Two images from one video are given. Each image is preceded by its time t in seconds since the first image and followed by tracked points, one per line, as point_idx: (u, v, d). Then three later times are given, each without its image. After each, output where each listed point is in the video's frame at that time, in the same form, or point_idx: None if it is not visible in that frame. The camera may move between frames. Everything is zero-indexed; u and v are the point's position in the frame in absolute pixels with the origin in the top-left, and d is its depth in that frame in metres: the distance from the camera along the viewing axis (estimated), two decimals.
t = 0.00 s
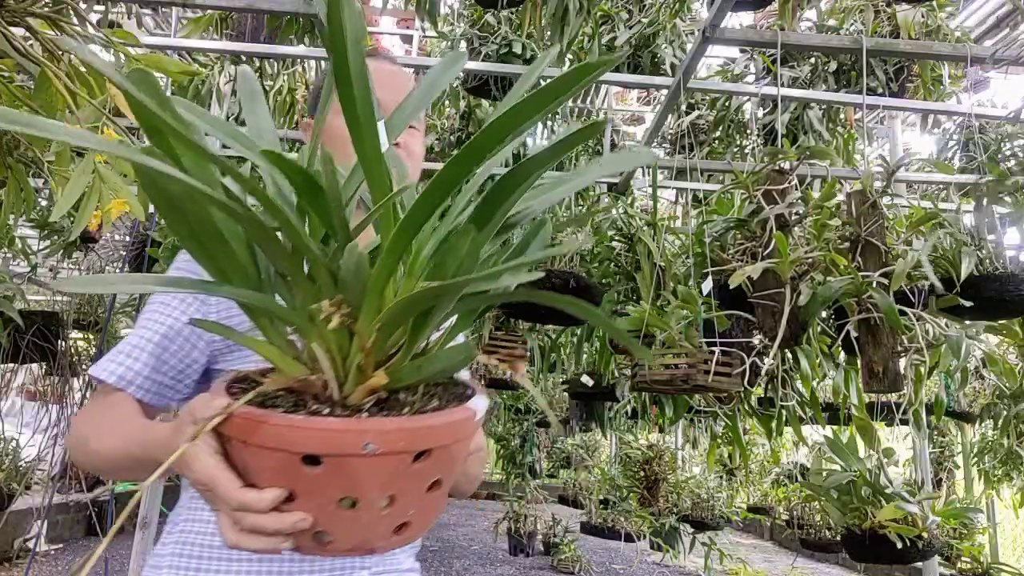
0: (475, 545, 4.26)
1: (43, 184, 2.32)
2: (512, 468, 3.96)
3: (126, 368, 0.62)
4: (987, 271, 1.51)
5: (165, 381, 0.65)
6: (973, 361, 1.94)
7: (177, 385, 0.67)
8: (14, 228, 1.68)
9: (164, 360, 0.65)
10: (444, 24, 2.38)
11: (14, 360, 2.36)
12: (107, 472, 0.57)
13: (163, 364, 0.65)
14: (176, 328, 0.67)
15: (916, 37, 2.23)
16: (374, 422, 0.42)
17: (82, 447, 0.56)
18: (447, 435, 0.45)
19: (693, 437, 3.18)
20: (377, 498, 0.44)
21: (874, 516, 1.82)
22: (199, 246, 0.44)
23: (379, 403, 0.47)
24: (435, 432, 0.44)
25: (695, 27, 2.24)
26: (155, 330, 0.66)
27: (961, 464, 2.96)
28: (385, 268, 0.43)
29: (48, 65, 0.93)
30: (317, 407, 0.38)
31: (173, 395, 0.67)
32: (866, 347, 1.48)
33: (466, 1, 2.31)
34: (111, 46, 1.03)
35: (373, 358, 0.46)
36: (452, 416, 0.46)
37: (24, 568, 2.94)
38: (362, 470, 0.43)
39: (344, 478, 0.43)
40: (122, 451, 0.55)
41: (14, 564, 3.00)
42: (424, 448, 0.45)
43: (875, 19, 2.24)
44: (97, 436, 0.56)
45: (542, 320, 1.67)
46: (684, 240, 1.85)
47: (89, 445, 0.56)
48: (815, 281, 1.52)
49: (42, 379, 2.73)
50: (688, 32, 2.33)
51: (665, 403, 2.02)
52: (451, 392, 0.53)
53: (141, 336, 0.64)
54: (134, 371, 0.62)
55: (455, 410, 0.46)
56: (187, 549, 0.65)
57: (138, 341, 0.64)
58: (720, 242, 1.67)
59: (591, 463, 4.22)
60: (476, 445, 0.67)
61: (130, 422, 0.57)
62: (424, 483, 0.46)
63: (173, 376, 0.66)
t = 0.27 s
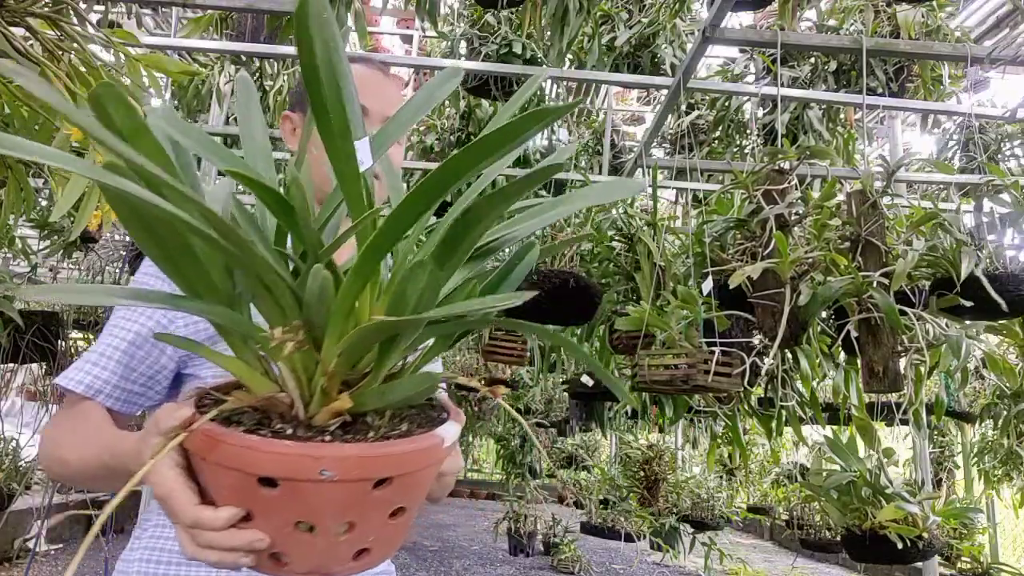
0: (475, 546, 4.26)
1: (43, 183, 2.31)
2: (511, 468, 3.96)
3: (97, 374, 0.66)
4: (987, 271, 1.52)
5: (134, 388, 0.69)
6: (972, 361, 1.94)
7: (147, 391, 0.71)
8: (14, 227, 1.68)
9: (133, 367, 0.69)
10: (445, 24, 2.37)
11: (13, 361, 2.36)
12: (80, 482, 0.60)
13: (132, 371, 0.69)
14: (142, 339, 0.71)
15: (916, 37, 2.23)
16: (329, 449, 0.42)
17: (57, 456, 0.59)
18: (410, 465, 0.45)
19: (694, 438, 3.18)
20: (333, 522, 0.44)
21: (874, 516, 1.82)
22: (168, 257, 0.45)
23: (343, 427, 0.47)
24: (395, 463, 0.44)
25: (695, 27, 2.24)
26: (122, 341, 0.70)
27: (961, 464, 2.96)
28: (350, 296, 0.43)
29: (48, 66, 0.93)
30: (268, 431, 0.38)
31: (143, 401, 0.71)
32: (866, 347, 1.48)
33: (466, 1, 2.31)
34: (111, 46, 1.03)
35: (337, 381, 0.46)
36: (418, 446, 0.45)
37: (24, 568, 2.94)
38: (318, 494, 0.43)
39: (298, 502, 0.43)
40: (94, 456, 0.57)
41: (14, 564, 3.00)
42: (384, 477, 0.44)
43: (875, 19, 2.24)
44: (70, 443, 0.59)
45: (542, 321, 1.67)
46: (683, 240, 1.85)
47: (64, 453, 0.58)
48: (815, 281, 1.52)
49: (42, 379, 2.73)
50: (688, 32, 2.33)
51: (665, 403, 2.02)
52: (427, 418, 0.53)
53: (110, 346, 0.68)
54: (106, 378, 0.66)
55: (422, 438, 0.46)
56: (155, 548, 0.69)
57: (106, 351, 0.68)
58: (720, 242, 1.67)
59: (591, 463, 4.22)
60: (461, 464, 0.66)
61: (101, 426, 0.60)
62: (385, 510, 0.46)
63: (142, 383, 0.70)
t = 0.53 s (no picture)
0: (475, 546, 4.25)
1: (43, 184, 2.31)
2: (511, 469, 3.96)
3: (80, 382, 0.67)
4: (987, 271, 1.52)
5: (120, 388, 0.70)
6: (972, 361, 1.94)
7: (135, 386, 0.72)
8: (14, 228, 1.68)
9: (118, 369, 0.70)
10: (445, 24, 2.38)
11: (13, 361, 2.36)
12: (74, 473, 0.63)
13: (117, 373, 0.70)
14: (126, 337, 0.71)
15: (916, 37, 2.23)
16: (303, 452, 0.42)
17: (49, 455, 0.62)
18: (385, 475, 0.44)
19: (694, 438, 3.18)
20: (305, 519, 0.45)
21: (874, 516, 1.82)
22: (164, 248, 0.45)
23: (326, 428, 0.47)
24: (368, 473, 0.43)
25: (695, 27, 2.24)
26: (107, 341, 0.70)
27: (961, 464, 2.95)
28: (323, 309, 0.43)
29: (49, 65, 0.93)
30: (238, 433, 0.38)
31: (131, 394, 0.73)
32: (866, 347, 1.48)
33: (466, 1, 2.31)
34: (111, 46, 1.03)
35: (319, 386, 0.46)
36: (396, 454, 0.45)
37: (24, 568, 2.94)
38: (290, 493, 0.43)
39: (273, 499, 0.44)
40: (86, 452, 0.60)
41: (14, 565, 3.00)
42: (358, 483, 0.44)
43: (875, 19, 2.24)
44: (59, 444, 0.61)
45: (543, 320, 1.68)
46: (683, 240, 1.85)
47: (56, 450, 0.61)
48: (815, 281, 1.52)
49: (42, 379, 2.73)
50: (688, 32, 2.33)
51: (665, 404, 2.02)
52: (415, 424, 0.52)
53: (92, 350, 0.68)
54: (90, 385, 0.67)
55: (401, 449, 0.45)
56: (147, 549, 0.71)
57: (90, 355, 0.68)
58: (720, 242, 1.67)
59: (591, 463, 4.22)
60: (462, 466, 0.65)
61: (89, 428, 0.62)
62: (359, 514, 0.46)
63: (127, 382, 0.71)
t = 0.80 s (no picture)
0: (475, 545, 4.26)
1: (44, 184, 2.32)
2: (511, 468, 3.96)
3: (82, 380, 0.66)
4: (987, 271, 1.52)
5: (122, 388, 0.71)
6: (973, 361, 1.94)
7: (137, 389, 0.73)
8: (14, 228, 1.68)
9: (120, 370, 0.70)
10: (445, 24, 2.38)
11: (14, 361, 2.36)
12: (72, 471, 0.62)
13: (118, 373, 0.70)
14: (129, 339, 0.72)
15: (916, 37, 2.23)
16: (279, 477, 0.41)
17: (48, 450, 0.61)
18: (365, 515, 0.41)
19: (693, 438, 3.19)
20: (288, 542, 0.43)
21: (874, 516, 1.81)
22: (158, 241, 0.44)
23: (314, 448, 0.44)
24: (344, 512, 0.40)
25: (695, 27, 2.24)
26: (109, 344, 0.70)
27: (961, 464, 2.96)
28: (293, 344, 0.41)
29: (48, 65, 0.93)
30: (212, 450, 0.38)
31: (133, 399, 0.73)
32: (866, 347, 1.48)
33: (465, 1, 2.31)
34: (111, 46, 1.03)
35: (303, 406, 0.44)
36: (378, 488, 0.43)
37: (24, 568, 2.94)
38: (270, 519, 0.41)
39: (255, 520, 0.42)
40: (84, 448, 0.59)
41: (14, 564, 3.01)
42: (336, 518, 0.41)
43: (875, 20, 2.24)
44: (60, 439, 0.61)
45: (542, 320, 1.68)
46: (684, 240, 1.85)
47: (56, 445, 0.60)
48: (815, 281, 1.52)
49: (42, 379, 2.73)
50: (688, 32, 2.33)
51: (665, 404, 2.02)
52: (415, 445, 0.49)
53: (96, 350, 0.69)
54: (92, 383, 0.67)
55: (382, 485, 0.41)
56: (150, 549, 0.71)
57: (93, 356, 0.68)
58: (720, 242, 1.67)
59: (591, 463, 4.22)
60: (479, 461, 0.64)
61: (90, 421, 0.61)
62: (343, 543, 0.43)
63: (130, 383, 0.72)
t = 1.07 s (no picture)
0: (475, 545, 4.25)
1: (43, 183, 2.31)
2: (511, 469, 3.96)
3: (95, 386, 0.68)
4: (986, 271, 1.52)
5: (132, 390, 0.72)
6: (972, 360, 1.94)
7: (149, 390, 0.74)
8: (13, 227, 1.68)
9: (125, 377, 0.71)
10: (445, 24, 2.38)
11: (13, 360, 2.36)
12: (82, 475, 0.63)
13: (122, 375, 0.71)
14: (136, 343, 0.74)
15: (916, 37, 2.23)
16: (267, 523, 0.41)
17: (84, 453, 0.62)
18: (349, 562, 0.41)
19: (693, 438, 3.19)
20: None
21: (874, 516, 1.82)
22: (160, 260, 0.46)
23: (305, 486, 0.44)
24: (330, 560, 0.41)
25: (695, 27, 2.24)
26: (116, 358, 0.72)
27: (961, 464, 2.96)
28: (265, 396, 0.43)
29: (48, 66, 0.93)
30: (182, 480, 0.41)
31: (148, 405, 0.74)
32: (866, 347, 1.48)
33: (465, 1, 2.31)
34: (112, 47, 1.03)
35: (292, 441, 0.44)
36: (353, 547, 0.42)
37: (24, 568, 2.94)
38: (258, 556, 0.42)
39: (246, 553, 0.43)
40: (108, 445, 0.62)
41: (13, 564, 3.00)
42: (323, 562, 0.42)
43: (875, 19, 2.24)
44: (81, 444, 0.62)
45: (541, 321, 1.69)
46: (683, 240, 1.85)
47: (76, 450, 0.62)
48: (814, 281, 1.53)
49: (41, 378, 2.73)
50: (688, 32, 2.33)
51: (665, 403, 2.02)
52: (402, 498, 0.48)
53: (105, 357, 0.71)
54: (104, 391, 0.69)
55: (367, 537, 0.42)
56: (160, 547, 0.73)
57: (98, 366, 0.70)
58: (720, 242, 1.67)
59: (591, 463, 4.22)
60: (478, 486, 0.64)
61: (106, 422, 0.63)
62: None
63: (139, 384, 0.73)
